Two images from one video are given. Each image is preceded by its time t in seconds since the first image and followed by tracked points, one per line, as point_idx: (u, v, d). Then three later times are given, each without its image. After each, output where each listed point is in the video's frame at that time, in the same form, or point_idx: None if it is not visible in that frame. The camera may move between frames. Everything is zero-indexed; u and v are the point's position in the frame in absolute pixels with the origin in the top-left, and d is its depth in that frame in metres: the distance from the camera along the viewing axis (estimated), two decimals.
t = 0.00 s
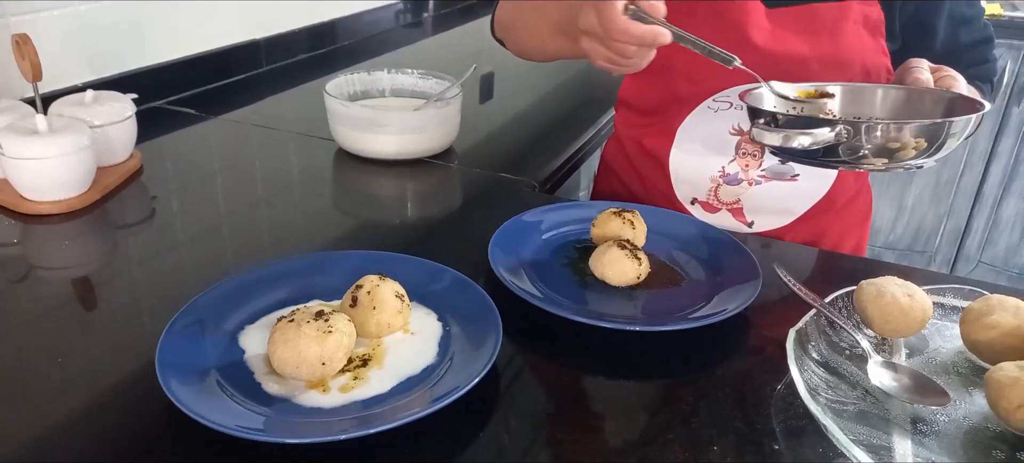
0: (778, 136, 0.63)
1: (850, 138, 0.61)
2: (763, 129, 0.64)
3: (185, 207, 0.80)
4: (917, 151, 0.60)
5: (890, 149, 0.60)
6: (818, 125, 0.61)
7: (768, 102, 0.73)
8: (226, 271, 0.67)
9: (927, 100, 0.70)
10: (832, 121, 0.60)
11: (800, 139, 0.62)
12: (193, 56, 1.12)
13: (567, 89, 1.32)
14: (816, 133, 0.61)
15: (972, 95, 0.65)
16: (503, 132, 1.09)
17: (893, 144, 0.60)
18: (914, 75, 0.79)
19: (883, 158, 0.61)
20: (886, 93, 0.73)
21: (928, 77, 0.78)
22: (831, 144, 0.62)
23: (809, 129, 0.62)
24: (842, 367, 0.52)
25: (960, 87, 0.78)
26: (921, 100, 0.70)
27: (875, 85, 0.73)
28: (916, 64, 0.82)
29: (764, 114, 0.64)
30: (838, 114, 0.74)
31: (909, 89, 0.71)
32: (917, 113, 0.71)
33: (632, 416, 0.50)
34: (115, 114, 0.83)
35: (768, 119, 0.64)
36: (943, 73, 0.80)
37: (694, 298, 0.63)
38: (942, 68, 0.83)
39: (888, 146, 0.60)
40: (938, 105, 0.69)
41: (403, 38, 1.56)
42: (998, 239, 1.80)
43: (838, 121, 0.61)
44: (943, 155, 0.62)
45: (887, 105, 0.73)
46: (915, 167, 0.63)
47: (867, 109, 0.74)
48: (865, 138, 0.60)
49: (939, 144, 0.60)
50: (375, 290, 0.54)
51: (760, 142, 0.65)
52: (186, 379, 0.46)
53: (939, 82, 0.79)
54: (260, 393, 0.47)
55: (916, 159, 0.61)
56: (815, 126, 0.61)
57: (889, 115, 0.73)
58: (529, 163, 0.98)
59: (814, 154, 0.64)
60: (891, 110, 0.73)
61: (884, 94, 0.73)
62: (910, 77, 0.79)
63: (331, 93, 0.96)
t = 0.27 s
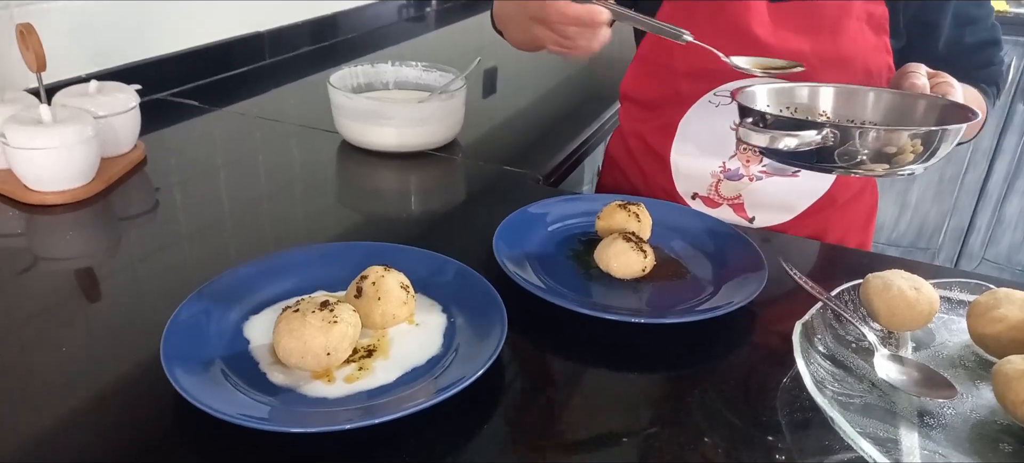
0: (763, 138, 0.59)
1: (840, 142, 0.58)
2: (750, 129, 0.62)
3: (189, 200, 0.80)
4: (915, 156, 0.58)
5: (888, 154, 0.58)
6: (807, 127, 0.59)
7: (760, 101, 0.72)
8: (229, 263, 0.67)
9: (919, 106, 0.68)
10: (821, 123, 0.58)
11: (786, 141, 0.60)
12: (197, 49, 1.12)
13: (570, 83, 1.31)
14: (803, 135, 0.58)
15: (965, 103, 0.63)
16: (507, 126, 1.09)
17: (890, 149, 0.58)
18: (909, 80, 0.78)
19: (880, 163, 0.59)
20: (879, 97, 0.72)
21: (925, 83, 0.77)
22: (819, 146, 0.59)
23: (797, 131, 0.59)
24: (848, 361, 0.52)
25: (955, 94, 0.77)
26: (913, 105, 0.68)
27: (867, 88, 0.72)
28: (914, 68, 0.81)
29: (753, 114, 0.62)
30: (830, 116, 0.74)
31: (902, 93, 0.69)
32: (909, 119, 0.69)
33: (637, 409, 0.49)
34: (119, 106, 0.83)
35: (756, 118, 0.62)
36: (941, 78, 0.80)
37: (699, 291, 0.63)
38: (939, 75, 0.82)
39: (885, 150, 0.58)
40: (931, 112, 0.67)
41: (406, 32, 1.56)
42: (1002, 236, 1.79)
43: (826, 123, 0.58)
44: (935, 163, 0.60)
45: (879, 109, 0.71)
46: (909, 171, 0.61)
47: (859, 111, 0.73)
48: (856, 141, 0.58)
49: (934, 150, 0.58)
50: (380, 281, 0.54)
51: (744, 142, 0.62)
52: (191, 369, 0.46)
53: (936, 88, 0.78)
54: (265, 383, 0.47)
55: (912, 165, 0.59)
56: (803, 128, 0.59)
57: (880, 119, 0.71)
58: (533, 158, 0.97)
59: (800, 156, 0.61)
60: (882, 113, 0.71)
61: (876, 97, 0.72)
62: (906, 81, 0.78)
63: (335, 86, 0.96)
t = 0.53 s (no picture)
0: (761, 160, 0.59)
1: (835, 164, 0.58)
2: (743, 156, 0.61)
3: (187, 200, 0.80)
4: (912, 174, 0.57)
5: (885, 173, 0.57)
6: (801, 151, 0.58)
7: (754, 116, 0.72)
8: (227, 263, 0.67)
9: (915, 122, 0.67)
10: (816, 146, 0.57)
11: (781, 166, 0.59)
12: (195, 49, 1.12)
13: (569, 83, 1.31)
14: (798, 159, 0.57)
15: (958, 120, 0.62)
16: (506, 126, 1.09)
17: (886, 169, 0.57)
18: (903, 93, 0.76)
19: (879, 184, 0.58)
20: (874, 111, 0.71)
21: (920, 96, 0.75)
22: (814, 168, 0.58)
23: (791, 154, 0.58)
24: (846, 360, 0.52)
25: (950, 109, 0.76)
26: (908, 120, 0.68)
27: (863, 102, 0.72)
28: (908, 81, 0.80)
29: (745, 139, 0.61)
30: (824, 131, 0.74)
31: (897, 107, 0.69)
32: (904, 135, 0.68)
33: (634, 409, 0.49)
34: (116, 106, 0.83)
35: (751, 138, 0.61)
36: (935, 93, 0.79)
37: (697, 290, 0.63)
38: (933, 87, 0.80)
39: (882, 170, 0.57)
40: (925, 128, 0.65)
41: (405, 32, 1.56)
42: (1002, 235, 1.79)
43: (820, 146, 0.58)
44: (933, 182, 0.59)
45: (873, 124, 0.71)
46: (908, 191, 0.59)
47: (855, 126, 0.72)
48: (851, 162, 0.57)
49: (930, 169, 0.57)
50: (377, 281, 0.54)
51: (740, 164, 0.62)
52: (188, 369, 0.46)
53: (930, 102, 0.77)
54: (261, 384, 0.47)
55: (910, 184, 0.58)
56: (799, 151, 0.58)
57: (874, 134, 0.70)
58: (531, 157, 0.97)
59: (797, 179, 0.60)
60: (877, 128, 0.70)
61: (871, 112, 0.71)
62: (900, 95, 0.77)
63: (333, 85, 0.96)
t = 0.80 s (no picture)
0: (774, 170, 0.58)
1: (849, 172, 0.58)
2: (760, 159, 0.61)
3: (180, 200, 0.80)
4: (923, 183, 0.58)
5: (894, 180, 0.58)
6: (818, 159, 0.57)
7: (764, 122, 0.72)
8: (219, 264, 0.67)
9: (926, 126, 0.67)
10: (832, 155, 0.57)
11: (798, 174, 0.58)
12: (189, 49, 1.12)
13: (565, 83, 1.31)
14: (816, 168, 0.57)
15: (971, 125, 0.63)
16: (501, 125, 1.08)
17: (897, 176, 0.58)
18: (908, 95, 0.76)
19: (886, 190, 0.58)
20: (885, 114, 0.71)
21: (924, 97, 0.75)
22: (829, 177, 0.58)
23: (808, 164, 0.58)
24: (839, 359, 0.52)
25: (956, 109, 0.75)
26: (920, 124, 0.68)
27: (873, 105, 0.71)
28: (912, 82, 0.80)
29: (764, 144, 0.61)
30: (835, 136, 0.73)
31: (907, 111, 0.69)
32: (916, 139, 0.68)
33: (627, 409, 0.49)
34: (108, 106, 0.83)
35: (766, 147, 0.61)
36: (939, 93, 0.78)
37: (691, 290, 0.62)
38: (937, 87, 0.80)
39: (892, 177, 0.58)
40: (939, 131, 0.66)
41: (401, 31, 1.56)
42: (997, 234, 1.79)
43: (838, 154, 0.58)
44: (943, 187, 0.60)
45: (883, 127, 0.71)
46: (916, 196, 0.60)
47: (865, 130, 0.72)
48: (865, 170, 0.57)
49: (942, 176, 0.58)
50: (368, 282, 0.54)
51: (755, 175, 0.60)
52: (178, 370, 0.46)
53: (934, 104, 0.76)
54: (252, 385, 0.47)
55: (919, 190, 0.59)
56: (815, 161, 0.58)
57: (887, 137, 0.71)
58: (526, 157, 0.97)
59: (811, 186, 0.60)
60: (887, 131, 0.70)
61: (883, 114, 0.71)
62: (905, 96, 0.76)
63: (326, 85, 0.95)
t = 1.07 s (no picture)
0: (787, 160, 0.58)
1: (859, 161, 0.58)
2: (770, 150, 0.60)
3: (177, 200, 0.80)
4: (930, 173, 0.58)
5: (901, 170, 0.58)
6: (832, 147, 0.57)
7: (773, 113, 0.72)
8: (216, 264, 0.67)
9: (936, 115, 0.67)
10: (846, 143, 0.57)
11: (811, 163, 0.58)
12: (185, 48, 1.11)
13: (562, 81, 1.31)
14: (830, 158, 0.57)
15: (981, 113, 0.62)
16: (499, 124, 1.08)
17: (904, 166, 0.58)
18: (914, 85, 0.76)
19: (892, 180, 0.58)
20: (894, 104, 0.71)
21: (930, 87, 0.75)
22: (840, 167, 0.58)
23: (821, 153, 0.58)
24: (837, 357, 0.52)
25: (962, 98, 0.75)
26: (930, 114, 0.67)
27: (882, 95, 0.71)
28: (918, 72, 0.79)
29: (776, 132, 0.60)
30: (843, 126, 0.73)
31: (916, 101, 0.68)
32: (925, 128, 0.68)
33: (624, 408, 0.49)
34: (104, 106, 0.83)
35: (777, 138, 0.62)
36: (945, 82, 0.78)
37: (689, 288, 0.62)
38: (943, 77, 0.80)
39: (900, 167, 0.57)
40: (949, 121, 0.66)
41: (398, 30, 1.55)
42: (996, 231, 1.79)
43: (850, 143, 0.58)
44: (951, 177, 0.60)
45: (892, 117, 0.71)
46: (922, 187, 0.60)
47: (874, 120, 0.72)
48: (874, 160, 0.57)
49: (950, 166, 0.58)
50: (364, 281, 0.53)
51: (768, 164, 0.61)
52: (173, 371, 0.46)
53: (940, 93, 0.76)
54: (248, 386, 0.46)
55: (927, 180, 0.59)
56: (828, 149, 0.57)
57: (895, 127, 0.70)
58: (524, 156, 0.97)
59: (820, 176, 0.60)
60: (896, 121, 0.70)
61: (892, 105, 0.70)
62: (910, 86, 0.76)
63: (323, 84, 0.95)
